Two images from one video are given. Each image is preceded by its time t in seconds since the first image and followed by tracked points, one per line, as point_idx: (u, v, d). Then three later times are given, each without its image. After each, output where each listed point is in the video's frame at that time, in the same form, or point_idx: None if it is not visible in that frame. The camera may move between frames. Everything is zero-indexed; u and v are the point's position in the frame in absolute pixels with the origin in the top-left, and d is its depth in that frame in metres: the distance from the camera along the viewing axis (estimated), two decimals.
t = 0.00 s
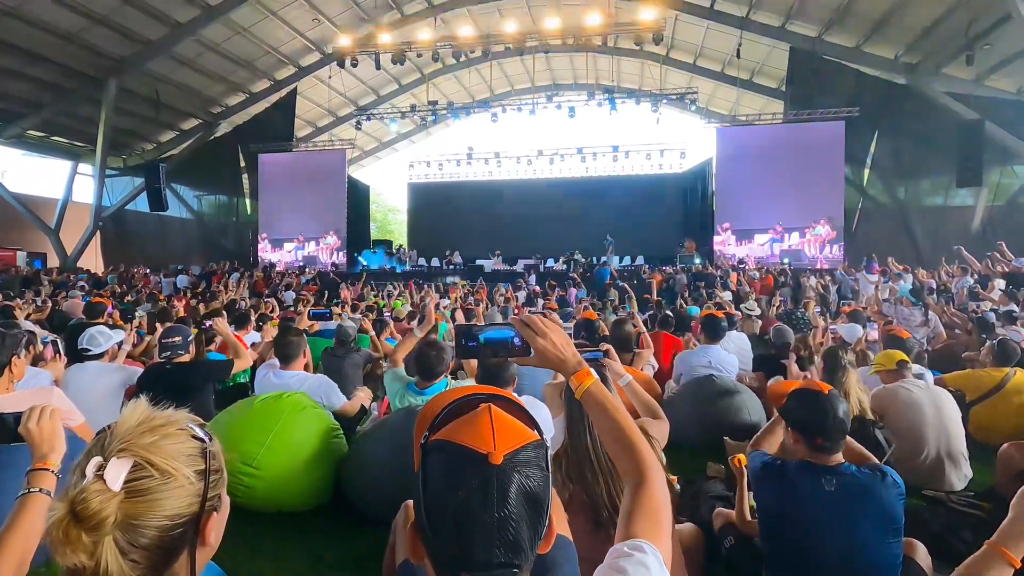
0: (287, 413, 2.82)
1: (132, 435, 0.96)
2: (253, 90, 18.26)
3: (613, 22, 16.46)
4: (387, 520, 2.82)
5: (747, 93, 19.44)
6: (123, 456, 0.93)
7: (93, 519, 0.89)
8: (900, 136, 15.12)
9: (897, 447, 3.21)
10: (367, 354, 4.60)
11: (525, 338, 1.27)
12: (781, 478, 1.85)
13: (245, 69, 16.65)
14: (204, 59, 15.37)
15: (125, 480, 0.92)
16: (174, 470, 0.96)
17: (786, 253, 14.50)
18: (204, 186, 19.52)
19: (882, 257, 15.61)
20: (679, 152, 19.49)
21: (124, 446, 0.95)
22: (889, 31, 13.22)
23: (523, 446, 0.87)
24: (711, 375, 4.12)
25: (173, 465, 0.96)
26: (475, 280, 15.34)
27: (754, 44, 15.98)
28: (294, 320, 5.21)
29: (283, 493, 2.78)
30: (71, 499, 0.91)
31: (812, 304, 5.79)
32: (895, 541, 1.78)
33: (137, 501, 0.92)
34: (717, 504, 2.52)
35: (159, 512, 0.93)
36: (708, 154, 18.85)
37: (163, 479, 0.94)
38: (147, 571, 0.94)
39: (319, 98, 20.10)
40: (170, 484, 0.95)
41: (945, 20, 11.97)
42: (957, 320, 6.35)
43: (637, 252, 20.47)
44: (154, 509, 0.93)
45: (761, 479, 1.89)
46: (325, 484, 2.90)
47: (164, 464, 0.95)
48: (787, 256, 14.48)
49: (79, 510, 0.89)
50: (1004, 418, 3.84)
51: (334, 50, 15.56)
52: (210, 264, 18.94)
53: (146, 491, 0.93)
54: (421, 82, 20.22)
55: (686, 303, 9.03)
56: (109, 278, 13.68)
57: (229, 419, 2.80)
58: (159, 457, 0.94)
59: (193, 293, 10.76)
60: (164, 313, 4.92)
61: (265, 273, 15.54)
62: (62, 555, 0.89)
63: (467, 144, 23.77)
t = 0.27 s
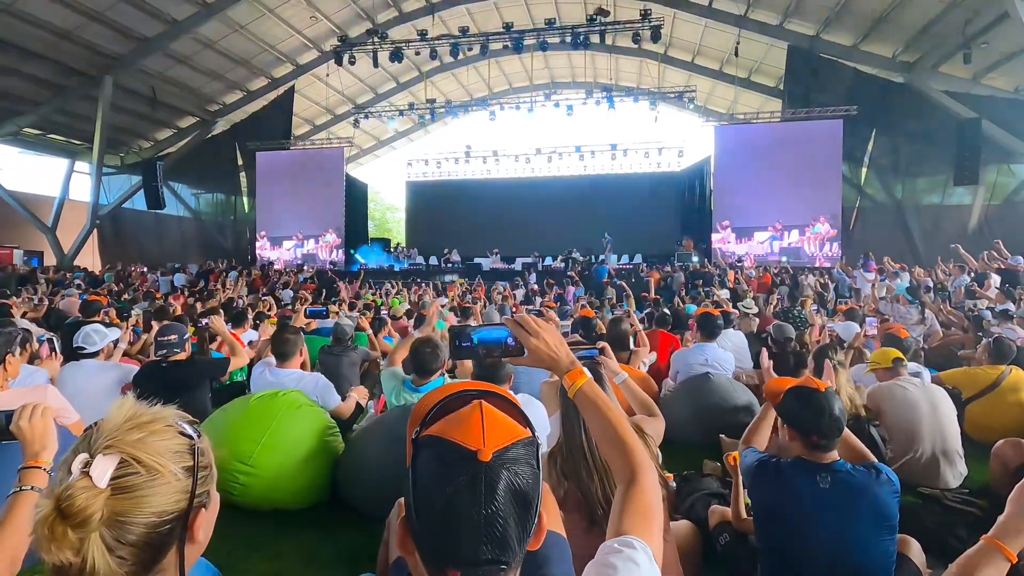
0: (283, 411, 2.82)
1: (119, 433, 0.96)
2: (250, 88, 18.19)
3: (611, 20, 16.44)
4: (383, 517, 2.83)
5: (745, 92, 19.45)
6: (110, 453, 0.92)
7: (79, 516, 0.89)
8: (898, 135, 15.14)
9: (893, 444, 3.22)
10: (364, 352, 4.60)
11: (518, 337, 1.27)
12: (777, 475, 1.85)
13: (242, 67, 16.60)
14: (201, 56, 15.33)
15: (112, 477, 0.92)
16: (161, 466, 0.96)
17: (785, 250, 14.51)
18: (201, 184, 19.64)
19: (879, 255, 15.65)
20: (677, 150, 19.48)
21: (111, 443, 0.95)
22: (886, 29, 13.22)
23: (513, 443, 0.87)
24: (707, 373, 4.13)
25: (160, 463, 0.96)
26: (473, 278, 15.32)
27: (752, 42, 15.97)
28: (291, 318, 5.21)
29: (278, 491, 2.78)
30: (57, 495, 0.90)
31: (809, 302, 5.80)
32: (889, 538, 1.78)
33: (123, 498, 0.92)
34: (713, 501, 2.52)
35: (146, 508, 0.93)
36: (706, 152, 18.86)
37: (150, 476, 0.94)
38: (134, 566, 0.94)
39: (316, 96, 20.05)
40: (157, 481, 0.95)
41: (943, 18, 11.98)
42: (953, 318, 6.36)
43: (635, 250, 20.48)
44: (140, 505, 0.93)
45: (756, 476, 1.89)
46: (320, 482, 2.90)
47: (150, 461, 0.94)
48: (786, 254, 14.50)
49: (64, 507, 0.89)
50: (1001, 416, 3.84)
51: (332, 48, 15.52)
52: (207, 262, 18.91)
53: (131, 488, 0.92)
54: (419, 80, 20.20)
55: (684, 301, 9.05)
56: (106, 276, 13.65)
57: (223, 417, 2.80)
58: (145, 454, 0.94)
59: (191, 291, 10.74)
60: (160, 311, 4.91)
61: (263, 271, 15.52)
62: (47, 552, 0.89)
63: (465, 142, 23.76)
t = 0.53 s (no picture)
0: (280, 410, 2.82)
1: (114, 430, 0.96)
2: (249, 86, 18.16)
3: (610, 19, 16.44)
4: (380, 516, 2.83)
5: (744, 91, 19.46)
6: (104, 451, 0.92)
7: (73, 514, 0.88)
8: (896, 134, 15.18)
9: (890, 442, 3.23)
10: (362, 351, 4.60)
11: (515, 336, 1.27)
12: (774, 473, 1.85)
13: (239, 66, 16.57)
14: (199, 55, 15.31)
15: (107, 475, 0.92)
16: (156, 464, 0.96)
17: (785, 249, 14.52)
18: (198, 183, 19.96)
19: (877, 254, 15.68)
20: (676, 149, 19.49)
21: (104, 441, 0.94)
22: (885, 28, 13.22)
23: (508, 433, 0.87)
24: (704, 371, 4.13)
25: (155, 460, 0.96)
26: (472, 277, 15.32)
27: (751, 42, 15.98)
28: (289, 316, 5.21)
29: (276, 490, 2.79)
30: (50, 494, 0.90)
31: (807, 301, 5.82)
32: (885, 536, 1.78)
33: (118, 495, 0.92)
34: (709, 499, 2.52)
35: (141, 505, 0.93)
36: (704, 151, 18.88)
37: (145, 473, 0.94)
38: (130, 564, 0.94)
39: (314, 94, 20.01)
40: (151, 478, 0.95)
41: (940, 17, 12.00)
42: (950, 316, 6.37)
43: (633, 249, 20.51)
44: (136, 502, 0.93)
45: (753, 474, 1.89)
46: (318, 481, 2.90)
47: (143, 457, 0.94)
48: (786, 252, 14.50)
49: (58, 505, 0.89)
50: (998, 414, 3.85)
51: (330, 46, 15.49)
52: (206, 261, 18.90)
53: (126, 486, 0.92)
54: (417, 78, 20.19)
55: (682, 300, 9.06)
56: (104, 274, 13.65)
57: (220, 416, 2.80)
58: (139, 451, 0.94)
59: (189, 290, 10.75)
60: (158, 310, 4.91)
61: (261, 270, 15.49)
62: (40, 551, 0.89)
63: (464, 141, 23.74)
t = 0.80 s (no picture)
0: (278, 408, 2.82)
1: (110, 428, 0.95)
2: (247, 84, 18.12)
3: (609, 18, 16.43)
4: (379, 514, 2.83)
5: (743, 89, 19.46)
6: (101, 449, 0.92)
7: (70, 512, 0.88)
8: (894, 133, 15.20)
9: (888, 440, 3.23)
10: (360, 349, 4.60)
11: (512, 334, 1.27)
12: (773, 471, 1.85)
13: (237, 64, 16.53)
14: (196, 53, 15.27)
15: (103, 472, 0.91)
16: (153, 462, 0.95)
17: (785, 245, 14.51)
18: (196, 181, 19.92)
19: (876, 253, 15.70)
20: (675, 147, 19.48)
21: (101, 439, 0.94)
22: (883, 26, 13.22)
23: (508, 423, 0.89)
24: (703, 370, 4.13)
25: (152, 458, 0.96)
26: (471, 275, 15.31)
27: (749, 40, 15.97)
28: (287, 315, 5.20)
29: (274, 488, 2.79)
30: (47, 491, 0.90)
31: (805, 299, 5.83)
32: (882, 533, 1.79)
33: (115, 493, 0.92)
34: (707, 496, 2.53)
35: (138, 503, 0.93)
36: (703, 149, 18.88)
37: (142, 471, 0.94)
38: (127, 562, 0.94)
39: (313, 92, 19.97)
40: (149, 475, 0.95)
41: (939, 16, 12.01)
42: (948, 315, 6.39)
43: (632, 247, 20.51)
44: (133, 500, 0.93)
45: (750, 471, 1.90)
46: (317, 479, 2.90)
47: (140, 455, 0.94)
48: (786, 249, 14.48)
49: (56, 503, 0.89)
50: (996, 411, 3.87)
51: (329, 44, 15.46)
52: (204, 259, 18.87)
53: (123, 484, 0.92)
54: (416, 76, 20.16)
55: (681, 298, 9.07)
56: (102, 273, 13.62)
57: (218, 414, 2.79)
58: (136, 449, 0.94)
59: (186, 289, 10.73)
60: (155, 308, 4.91)
61: (259, 268, 15.46)
62: (38, 549, 0.88)
63: (462, 139, 23.70)
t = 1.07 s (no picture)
0: (276, 406, 2.82)
1: (108, 427, 0.95)
2: (244, 82, 18.07)
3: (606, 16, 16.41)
4: (377, 513, 2.83)
5: (740, 88, 19.47)
6: (99, 448, 0.92)
7: (68, 511, 0.89)
8: (890, 132, 15.24)
9: (884, 438, 3.24)
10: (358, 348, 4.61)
11: (510, 334, 1.27)
12: (770, 469, 1.85)
13: (234, 61, 16.48)
14: (193, 51, 15.22)
15: (101, 472, 0.91)
16: (151, 461, 0.95)
17: (785, 241, 14.48)
18: (193, 179, 19.76)
19: (873, 251, 15.74)
20: (673, 146, 19.49)
21: (99, 438, 0.94)
22: (880, 25, 13.24)
23: (500, 425, 0.89)
24: (700, 368, 4.14)
25: (149, 457, 0.96)
26: (469, 274, 15.31)
27: (747, 39, 15.97)
28: (285, 313, 5.20)
29: (272, 487, 2.79)
30: (45, 490, 0.90)
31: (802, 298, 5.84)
32: (879, 531, 1.79)
33: (113, 492, 0.92)
34: (705, 495, 2.54)
35: (136, 502, 0.93)
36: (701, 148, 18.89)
37: (140, 470, 0.94)
38: (125, 561, 0.94)
39: (310, 90, 19.93)
40: (146, 475, 0.94)
41: (936, 15, 12.04)
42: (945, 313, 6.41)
43: (630, 245, 20.53)
44: (132, 498, 0.93)
45: (747, 469, 1.90)
46: (315, 477, 2.90)
47: (139, 454, 0.94)
48: (787, 245, 14.46)
49: (53, 503, 0.89)
50: (991, 410, 3.89)
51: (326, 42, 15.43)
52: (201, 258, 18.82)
53: (121, 483, 0.92)
54: (413, 74, 20.13)
55: (678, 297, 9.08)
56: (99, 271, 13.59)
57: (215, 413, 2.79)
58: (135, 447, 0.94)
59: (184, 287, 10.70)
60: (152, 307, 4.90)
61: (257, 266, 15.43)
62: (36, 548, 0.89)
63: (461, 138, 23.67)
